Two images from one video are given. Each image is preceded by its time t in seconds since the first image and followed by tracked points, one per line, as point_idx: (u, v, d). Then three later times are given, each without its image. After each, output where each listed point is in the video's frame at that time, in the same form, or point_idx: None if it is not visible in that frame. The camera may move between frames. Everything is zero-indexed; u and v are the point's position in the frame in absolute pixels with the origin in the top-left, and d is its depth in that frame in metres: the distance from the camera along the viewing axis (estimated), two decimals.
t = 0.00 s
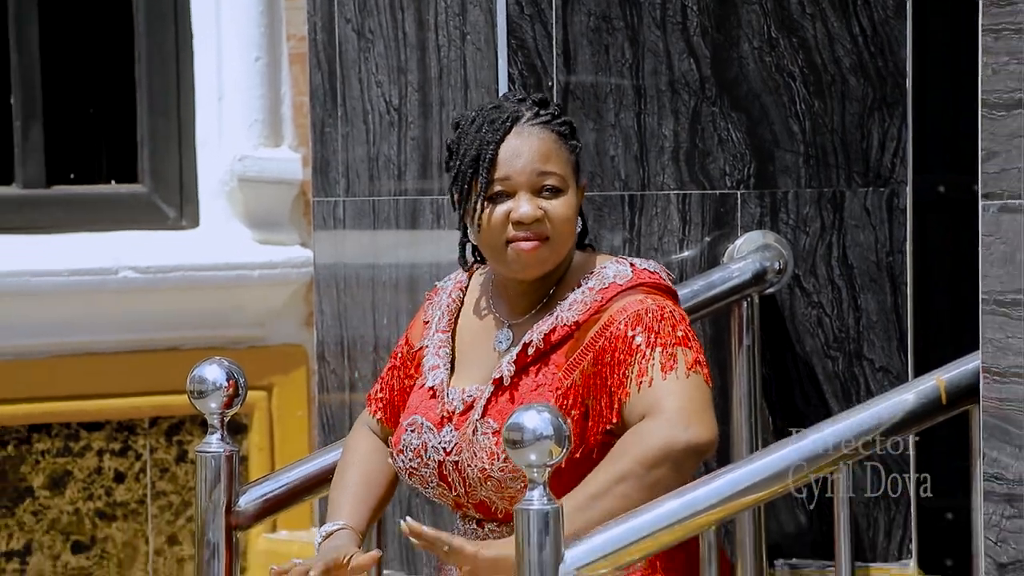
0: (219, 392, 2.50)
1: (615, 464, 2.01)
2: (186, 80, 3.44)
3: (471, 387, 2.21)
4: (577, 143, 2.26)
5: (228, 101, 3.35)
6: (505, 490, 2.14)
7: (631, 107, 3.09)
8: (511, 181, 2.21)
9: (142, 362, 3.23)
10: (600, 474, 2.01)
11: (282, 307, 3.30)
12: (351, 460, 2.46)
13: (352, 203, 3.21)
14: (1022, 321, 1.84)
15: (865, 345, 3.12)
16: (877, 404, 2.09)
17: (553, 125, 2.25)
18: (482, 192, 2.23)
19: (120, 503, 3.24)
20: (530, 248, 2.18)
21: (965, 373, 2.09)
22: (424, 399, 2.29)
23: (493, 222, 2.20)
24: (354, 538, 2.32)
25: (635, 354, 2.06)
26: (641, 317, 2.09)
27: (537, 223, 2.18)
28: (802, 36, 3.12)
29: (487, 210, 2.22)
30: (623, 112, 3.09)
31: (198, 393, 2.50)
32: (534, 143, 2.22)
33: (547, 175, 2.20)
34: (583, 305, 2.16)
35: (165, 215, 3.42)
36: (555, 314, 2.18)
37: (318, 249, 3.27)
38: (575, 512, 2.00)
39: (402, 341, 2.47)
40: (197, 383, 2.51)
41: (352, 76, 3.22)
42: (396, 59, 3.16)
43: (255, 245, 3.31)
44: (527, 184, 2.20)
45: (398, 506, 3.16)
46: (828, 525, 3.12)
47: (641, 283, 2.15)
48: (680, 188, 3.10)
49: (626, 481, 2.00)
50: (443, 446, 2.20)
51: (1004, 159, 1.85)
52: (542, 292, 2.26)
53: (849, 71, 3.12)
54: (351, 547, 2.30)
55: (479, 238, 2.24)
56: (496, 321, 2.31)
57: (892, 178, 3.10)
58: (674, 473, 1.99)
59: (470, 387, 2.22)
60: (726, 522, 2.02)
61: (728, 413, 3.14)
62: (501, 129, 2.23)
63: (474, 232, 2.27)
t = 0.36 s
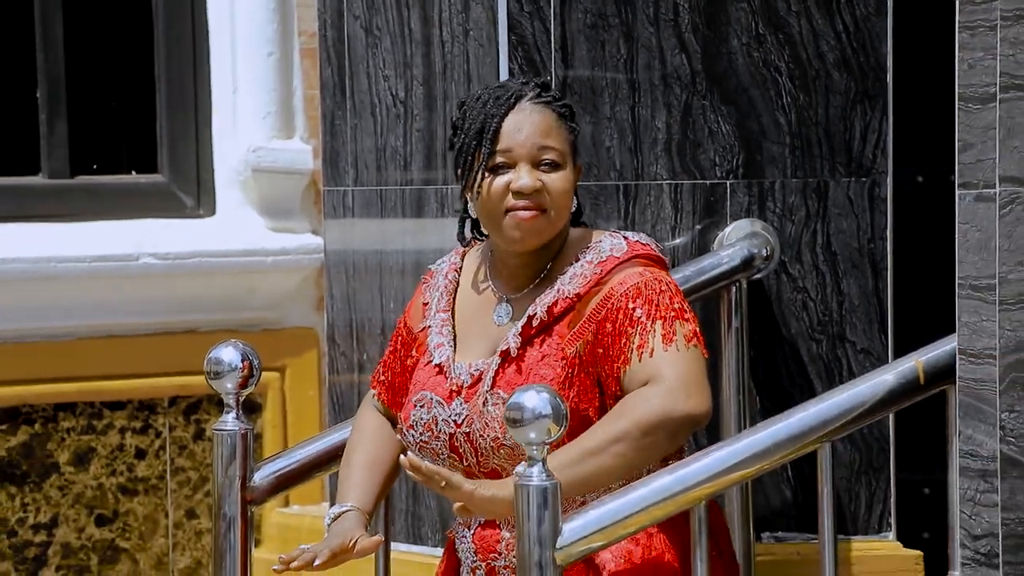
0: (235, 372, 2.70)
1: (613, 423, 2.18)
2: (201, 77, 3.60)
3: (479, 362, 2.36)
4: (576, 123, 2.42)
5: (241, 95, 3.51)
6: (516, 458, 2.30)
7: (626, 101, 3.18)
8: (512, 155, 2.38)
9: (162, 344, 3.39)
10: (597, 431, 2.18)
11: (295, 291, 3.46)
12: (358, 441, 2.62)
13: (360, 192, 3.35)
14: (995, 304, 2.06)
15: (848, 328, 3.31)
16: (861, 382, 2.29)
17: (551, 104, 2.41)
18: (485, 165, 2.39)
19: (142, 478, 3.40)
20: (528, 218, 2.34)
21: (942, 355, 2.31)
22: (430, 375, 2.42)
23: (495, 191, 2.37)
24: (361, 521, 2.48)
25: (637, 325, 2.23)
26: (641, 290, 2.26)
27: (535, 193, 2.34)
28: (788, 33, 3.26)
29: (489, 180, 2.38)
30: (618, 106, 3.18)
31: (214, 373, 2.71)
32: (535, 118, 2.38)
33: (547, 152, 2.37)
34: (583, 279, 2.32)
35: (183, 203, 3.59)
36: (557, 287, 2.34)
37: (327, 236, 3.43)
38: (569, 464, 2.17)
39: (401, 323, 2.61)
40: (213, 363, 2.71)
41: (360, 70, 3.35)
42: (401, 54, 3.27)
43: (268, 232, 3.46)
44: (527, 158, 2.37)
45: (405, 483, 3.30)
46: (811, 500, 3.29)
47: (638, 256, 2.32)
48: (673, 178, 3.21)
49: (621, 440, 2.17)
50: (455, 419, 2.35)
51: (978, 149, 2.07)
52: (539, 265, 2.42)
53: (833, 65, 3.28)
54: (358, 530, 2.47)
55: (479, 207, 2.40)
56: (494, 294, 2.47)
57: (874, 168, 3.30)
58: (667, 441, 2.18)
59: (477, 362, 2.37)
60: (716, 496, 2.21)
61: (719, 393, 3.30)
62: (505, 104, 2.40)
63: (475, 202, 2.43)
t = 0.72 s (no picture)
0: (255, 362, 3.03)
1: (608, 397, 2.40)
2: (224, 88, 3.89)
3: (487, 347, 2.56)
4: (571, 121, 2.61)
5: (263, 104, 3.77)
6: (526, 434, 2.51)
7: (618, 111, 3.42)
8: (512, 145, 2.55)
9: (188, 336, 3.66)
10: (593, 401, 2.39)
11: (310, 288, 3.71)
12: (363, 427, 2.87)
13: (371, 196, 3.60)
14: (959, 299, 2.27)
15: (823, 322, 3.57)
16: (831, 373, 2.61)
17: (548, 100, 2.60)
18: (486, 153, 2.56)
19: (170, 460, 3.66)
20: (526, 202, 2.50)
21: (909, 348, 2.64)
22: (441, 361, 2.61)
23: (495, 177, 2.53)
24: (369, 499, 2.73)
25: (632, 307, 2.44)
26: (635, 275, 2.47)
27: (534, 180, 2.51)
28: (768, 49, 3.50)
29: (490, 167, 2.55)
30: (610, 116, 3.41)
31: (236, 363, 3.03)
32: (534, 110, 2.56)
33: (545, 142, 2.55)
34: (581, 265, 2.53)
35: (208, 207, 3.87)
36: (556, 274, 2.55)
37: (341, 237, 3.68)
38: (566, 430, 2.38)
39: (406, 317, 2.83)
40: (235, 355, 3.03)
41: (371, 82, 3.61)
42: (407, 67, 3.54)
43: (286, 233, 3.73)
44: (527, 148, 2.54)
45: (412, 464, 3.58)
46: (788, 479, 3.56)
47: (630, 243, 2.54)
48: (661, 183, 3.45)
49: (614, 412, 2.38)
50: (467, 401, 2.54)
51: (943, 157, 2.27)
52: (535, 253, 2.63)
53: (810, 79, 3.53)
54: (367, 507, 2.72)
55: (480, 193, 2.57)
56: (493, 281, 2.66)
57: (848, 174, 3.56)
58: (657, 416, 2.39)
59: (484, 347, 2.57)
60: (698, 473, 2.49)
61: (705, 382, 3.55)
62: (506, 99, 2.58)
63: (476, 190, 2.60)
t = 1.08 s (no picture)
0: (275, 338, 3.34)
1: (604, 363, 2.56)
2: (247, 84, 4.19)
3: (497, 315, 2.72)
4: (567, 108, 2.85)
5: (282, 99, 4.09)
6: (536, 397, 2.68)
7: (611, 105, 3.68)
8: (514, 125, 2.78)
9: (214, 312, 3.95)
10: (591, 367, 2.56)
11: (326, 268, 4.01)
12: (373, 393, 2.99)
13: (383, 183, 3.88)
14: (925, 279, 2.51)
15: (800, 300, 3.82)
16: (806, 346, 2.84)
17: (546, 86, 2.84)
18: (489, 134, 2.79)
19: (197, 427, 3.95)
20: (527, 176, 2.72)
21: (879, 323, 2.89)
22: (450, 330, 2.76)
23: (498, 154, 2.76)
24: (377, 457, 2.84)
25: (630, 279, 2.61)
26: (632, 248, 2.64)
27: (534, 156, 2.74)
28: (749, 48, 3.75)
29: (493, 146, 2.77)
30: (604, 110, 3.68)
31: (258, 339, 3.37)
32: (533, 94, 2.80)
33: (543, 123, 2.78)
34: (582, 238, 2.70)
35: (232, 194, 4.18)
36: (558, 247, 2.71)
37: (355, 221, 3.97)
38: (566, 395, 2.54)
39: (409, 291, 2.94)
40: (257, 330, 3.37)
41: (383, 80, 3.91)
42: (416, 64, 3.83)
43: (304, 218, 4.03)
44: (527, 128, 2.77)
45: (420, 431, 3.89)
46: (766, 444, 3.89)
47: (625, 218, 2.71)
48: (651, 172, 3.69)
49: (611, 376, 2.55)
50: (476, 365, 2.70)
51: (911, 147, 2.51)
52: (535, 227, 2.78)
53: (788, 76, 3.77)
54: (375, 465, 2.83)
55: (484, 170, 2.79)
56: (494, 255, 2.81)
57: (823, 164, 3.80)
58: (650, 382, 2.57)
59: (494, 316, 2.72)
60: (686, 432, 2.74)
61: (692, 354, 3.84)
62: (508, 84, 2.81)
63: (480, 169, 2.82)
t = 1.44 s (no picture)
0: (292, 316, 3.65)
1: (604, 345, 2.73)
2: (265, 86, 4.44)
3: (504, 290, 2.89)
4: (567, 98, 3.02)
5: (297, 94, 4.33)
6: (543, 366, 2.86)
7: (605, 99, 3.93)
8: (517, 116, 2.95)
9: (234, 293, 4.23)
10: (591, 349, 2.73)
11: (339, 253, 4.27)
12: (384, 368, 3.22)
13: (392, 172, 4.14)
14: (901, 262, 2.70)
15: (784, 282, 4.04)
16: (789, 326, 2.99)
17: (548, 78, 3.00)
18: (494, 124, 2.96)
19: (218, 401, 4.21)
20: (530, 164, 2.90)
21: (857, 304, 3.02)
22: (460, 304, 2.95)
23: (503, 144, 2.93)
24: (385, 422, 3.07)
25: (632, 259, 2.77)
26: (634, 232, 2.80)
27: (537, 144, 2.91)
28: (735, 46, 3.96)
29: (498, 136, 2.95)
30: (599, 104, 3.92)
31: (275, 318, 3.68)
32: (535, 86, 2.96)
33: (545, 113, 2.95)
34: (586, 220, 2.86)
35: (250, 181, 4.44)
36: (564, 228, 2.88)
37: (365, 208, 4.22)
38: (566, 374, 2.72)
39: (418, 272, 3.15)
40: (274, 311, 3.69)
41: (393, 76, 4.15)
42: (423, 61, 4.07)
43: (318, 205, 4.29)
44: (530, 119, 2.94)
45: (427, 406, 4.15)
46: (752, 417, 4.15)
47: (626, 205, 2.87)
48: (643, 162, 3.93)
49: (609, 358, 2.71)
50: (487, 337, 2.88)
51: (886, 139, 2.70)
52: (539, 211, 2.96)
53: (771, 72, 3.99)
54: (383, 429, 3.06)
55: (490, 159, 2.96)
56: (500, 237, 2.99)
57: (804, 154, 4.01)
58: (648, 363, 2.73)
59: (500, 291, 2.90)
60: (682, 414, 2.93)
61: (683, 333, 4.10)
62: (512, 76, 2.98)
63: (486, 157, 3.00)
